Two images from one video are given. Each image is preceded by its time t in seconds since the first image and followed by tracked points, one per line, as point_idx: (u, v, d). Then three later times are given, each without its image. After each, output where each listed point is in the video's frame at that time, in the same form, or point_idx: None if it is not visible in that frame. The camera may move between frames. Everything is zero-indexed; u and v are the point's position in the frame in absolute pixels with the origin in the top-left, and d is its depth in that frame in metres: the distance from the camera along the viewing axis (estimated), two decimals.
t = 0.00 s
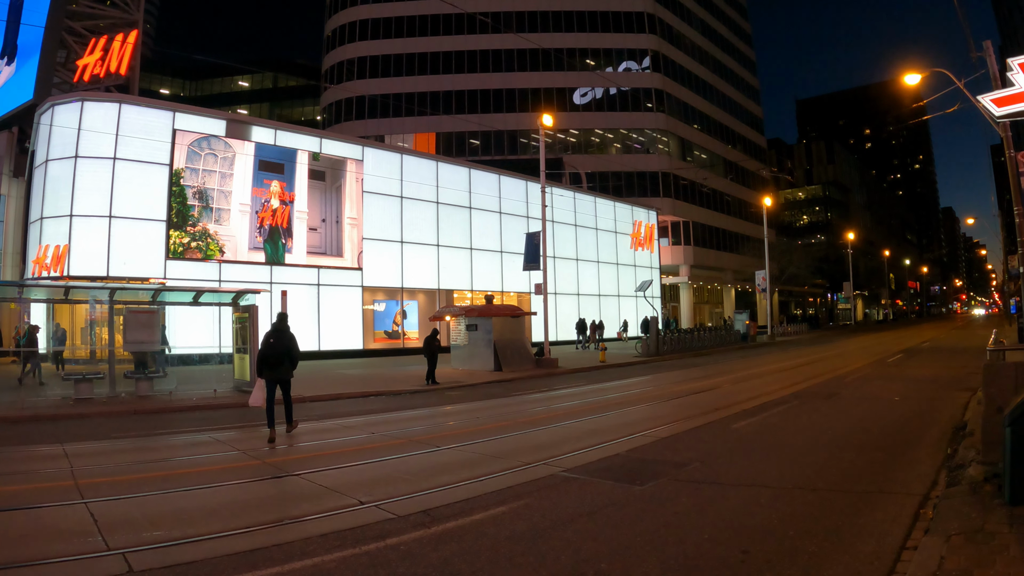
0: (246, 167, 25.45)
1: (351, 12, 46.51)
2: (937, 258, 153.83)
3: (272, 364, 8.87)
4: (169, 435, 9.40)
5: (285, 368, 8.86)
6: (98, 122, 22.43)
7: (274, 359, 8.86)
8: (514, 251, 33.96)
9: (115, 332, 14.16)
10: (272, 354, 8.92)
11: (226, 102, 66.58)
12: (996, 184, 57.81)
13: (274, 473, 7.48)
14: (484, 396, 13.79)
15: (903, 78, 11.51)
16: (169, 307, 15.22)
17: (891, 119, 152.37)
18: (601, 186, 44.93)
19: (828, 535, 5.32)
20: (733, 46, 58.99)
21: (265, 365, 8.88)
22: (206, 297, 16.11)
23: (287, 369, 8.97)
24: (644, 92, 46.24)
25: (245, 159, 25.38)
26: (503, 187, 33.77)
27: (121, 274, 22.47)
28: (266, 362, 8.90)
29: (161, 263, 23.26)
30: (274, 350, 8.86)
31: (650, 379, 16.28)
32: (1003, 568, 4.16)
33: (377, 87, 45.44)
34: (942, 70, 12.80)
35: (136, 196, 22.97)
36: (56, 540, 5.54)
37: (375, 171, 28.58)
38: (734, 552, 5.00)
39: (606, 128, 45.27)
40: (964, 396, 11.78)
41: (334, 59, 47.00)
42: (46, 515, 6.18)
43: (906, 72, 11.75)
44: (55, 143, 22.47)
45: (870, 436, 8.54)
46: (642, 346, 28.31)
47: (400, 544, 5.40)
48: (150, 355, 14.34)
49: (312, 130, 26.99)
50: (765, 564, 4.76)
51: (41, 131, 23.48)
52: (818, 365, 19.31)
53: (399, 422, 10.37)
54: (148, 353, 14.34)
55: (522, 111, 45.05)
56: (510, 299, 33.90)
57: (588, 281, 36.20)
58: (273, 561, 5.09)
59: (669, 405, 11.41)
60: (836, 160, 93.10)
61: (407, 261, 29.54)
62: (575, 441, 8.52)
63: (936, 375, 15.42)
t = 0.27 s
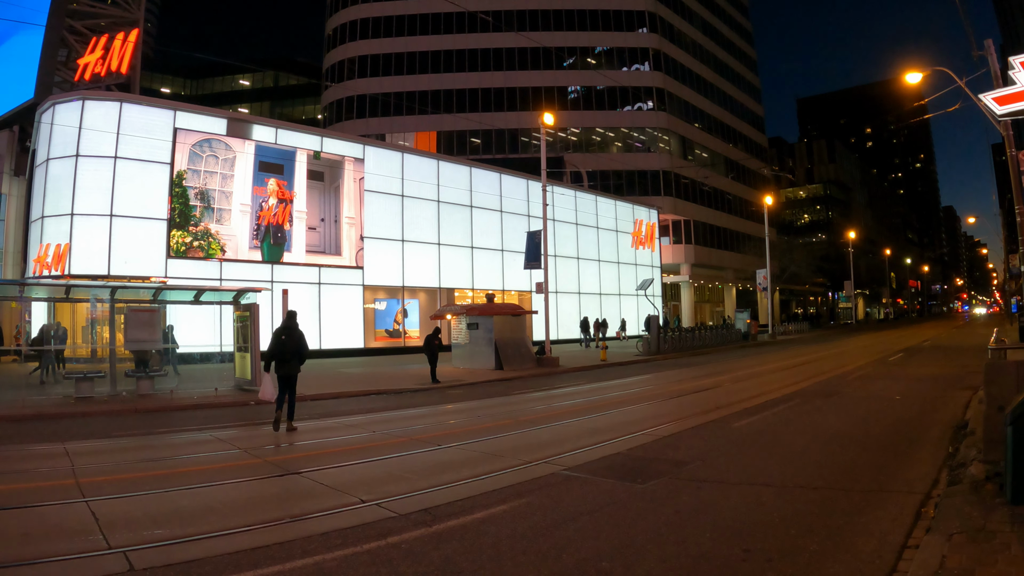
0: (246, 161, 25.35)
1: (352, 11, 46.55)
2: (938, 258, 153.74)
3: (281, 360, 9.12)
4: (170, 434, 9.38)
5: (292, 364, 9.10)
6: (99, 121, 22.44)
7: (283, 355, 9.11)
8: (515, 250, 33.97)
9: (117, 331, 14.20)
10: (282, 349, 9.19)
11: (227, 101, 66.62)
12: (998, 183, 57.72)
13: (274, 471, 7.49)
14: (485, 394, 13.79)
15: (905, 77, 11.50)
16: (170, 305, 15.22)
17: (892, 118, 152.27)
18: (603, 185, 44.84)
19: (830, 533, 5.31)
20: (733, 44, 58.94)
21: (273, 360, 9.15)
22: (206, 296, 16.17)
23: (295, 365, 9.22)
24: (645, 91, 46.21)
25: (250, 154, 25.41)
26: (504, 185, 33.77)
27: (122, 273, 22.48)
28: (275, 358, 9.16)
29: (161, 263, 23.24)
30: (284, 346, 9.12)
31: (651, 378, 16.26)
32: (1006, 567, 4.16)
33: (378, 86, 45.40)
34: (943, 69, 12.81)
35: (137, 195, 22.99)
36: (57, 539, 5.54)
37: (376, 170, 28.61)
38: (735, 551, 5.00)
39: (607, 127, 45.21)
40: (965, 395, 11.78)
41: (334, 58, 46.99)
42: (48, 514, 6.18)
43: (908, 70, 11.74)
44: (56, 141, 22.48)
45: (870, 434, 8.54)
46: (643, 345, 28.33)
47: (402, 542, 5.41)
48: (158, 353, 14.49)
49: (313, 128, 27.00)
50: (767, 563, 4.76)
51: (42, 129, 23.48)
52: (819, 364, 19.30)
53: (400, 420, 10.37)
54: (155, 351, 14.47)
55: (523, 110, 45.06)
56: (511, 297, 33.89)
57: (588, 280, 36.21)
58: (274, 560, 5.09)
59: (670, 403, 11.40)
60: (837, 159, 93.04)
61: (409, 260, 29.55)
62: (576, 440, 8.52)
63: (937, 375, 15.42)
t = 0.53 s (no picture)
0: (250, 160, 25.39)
1: (354, 9, 46.55)
2: (939, 257, 153.79)
3: (290, 356, 9.32)
4: (171, 432, 9.37)
5: (300, 361, 9.32)
6: (100, 119, 22.44)
7: (293, 353, 9.33)
8: (516, 248, 33.98)
9: (118, 329, 14.24)
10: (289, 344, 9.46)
11: (228, 99, 66.64)
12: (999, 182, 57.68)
13: (275, 470, 7.48)
14: (487, 392, 13.79)
15: (907, 76, 11.51)
16: (172, 304, 15.27)
17: (893, 118, 152.23)
18: (604, 183, 44.81)
19: (832, 532, 5.32)
20: (735, 43, 58.88)
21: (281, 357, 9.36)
22: (207, 294, 16.21)
23: (302, 362, 9.44)
24: (647, 90, 46.24)
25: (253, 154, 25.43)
26: (505, 183, 33.76)
27: (123, 271, 22.47)
28: (284, 355, 9.37)
29: (162, 261, 23.24)
30: (292, 343, 9.36)
31: (653, 377, 16.26)
32: (1008, 566, 4.16)
33: (380, 84, 45.39)
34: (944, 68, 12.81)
35: (138, 193, 22.99)
36: (57, 537, 5.55)
37: (377, 168, 28.64)
38: (736, 550, 5.00)
39: (608, 125, 45.19)
40: (966, 394, 11.78)
41: (336, 56, 47.00)
42: (48, 511, 6.18)
43: (909, 69, 11.73)
44: (57, 139, 22.50)
45: (872, 433, 8.54)
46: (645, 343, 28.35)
47: (402, 541, 5.40)
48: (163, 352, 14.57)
49: (314, 127, 27.03)
50: (770, 562, 4.75)
51: (44, 127, 23.51)
52: (820, 363, 19.29)
53: (401, 419, 10.36)
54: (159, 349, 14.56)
55: (525, 108, 45.12)
56: (512, 296, 33.92)
57: (590, 279, 36.22)
58: (273, 558, 5.08)
59: (671, 402, 11.40)
60: (839, 158, 93.07)
61: (410, 258, 29.56)
62: (577, 438, 8.52)
63: (938, 374, 15.41)
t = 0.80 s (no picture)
0: (258, 162, 25.60)
1: (355, 7, 46.54)
2: (941, 257, 153.69)
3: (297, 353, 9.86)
4: (172, 430, 9.36)
5: (307, 357, 9.84)
6: (102, 117, 22.45)
7: (299, 350, 9.85)
8: (519, 246, 33.99)
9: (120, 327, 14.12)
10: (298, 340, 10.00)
11: (230, 98, 66.66)
12: (1002, 181, 57.58)
13: (276, 468, 7.47)
14: (488, 391, 13.80)
15: (910, 74, 11.48)
16: (173, 301, 15.25)
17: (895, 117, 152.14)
18: (606, 182, 44.81)
19: (836, 532, 5.30)
20: (737, 41, 58.87)
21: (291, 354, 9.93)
22: (209, 292, 16.16)
23: (309, 357, 9.97)
24: (649, 88, 46.27)
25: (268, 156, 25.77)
26: (507, 182, 33.75)
27: (125, 269, 22.49)
28: (291, 353, 9.91)
29: (164, 259, 23.26)
30: (299, 341, 9.85)
31: (655, 375, 16.26)
32: (1014, 566, 4.14)
33: (382, 82, 45.36)
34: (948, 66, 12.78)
35: (140, 192, 22.98)
36: (57, 535, 5.54)
37: (378, 166, 28.64)
38: (740, 549, 4.99)
39: (610, 124, 45.24)
40: (969, 393, 11.75)
41: (338, 54, 47.01)
42: (49, 510, 6.19)
43: (913, 67, 11.70)
44: (59, 137, 22.50)
45: (876, 432, 8.52)
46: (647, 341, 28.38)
47: (404, 540, 5.39)
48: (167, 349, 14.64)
49: (316, 125, 27.02)
50: (774, 561, 4.74)
51: (45, 126, 23.53)
52: (822, 362, 19.28)
53: (403, 417, 10.35)
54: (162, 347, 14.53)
55: (527, 106, 45.18)
56: (514, 294, 33.94)
57: (592, 276, 36.21)
58: (274, 557, 5.06)
59: (673, 401, 11.39)
60: (841, 157, 93.05)
61: (412, 256, 29.56)
62: (580, 437, 8.52)
63: (941, 372, 15.38)
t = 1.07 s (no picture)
0: (261, 161, 25.48)
1: (359, 6, 46.57)
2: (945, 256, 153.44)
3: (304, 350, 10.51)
4: (176, 429, 9.35)
5: (316, 355, 10.49)
6: (106, 116, 22.47)
7: (306, 348, 10.49)
8: (523, 245, 33.97)
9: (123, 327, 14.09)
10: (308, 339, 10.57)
11: (235, 97, 66.75)
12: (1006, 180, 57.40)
13: (279, 467, 7.46)
14: (493, 390, 13.80)
15: (916, 72, 11.45)
16: (177, 301, 15.21)
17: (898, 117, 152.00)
18: (610, 180, 45.01)
19: (843, 533, 5.28)
20: (741, 40, 58.86)
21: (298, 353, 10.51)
22: (212, 291, 16.15)
23: (318, 356, 10.58)
24: (653, 87, 46.28)
25: (272, 155, 25.69)
26: (512, 180, 33.71)
27: (129, 267, 22.49)
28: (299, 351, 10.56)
29: (168, 258, 23.28)
30: (307, 338, 10.50)
31: (659, 374, 16.23)
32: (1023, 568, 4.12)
33: (387, 81, 45.36)
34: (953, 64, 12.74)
35: (143, 190, 22.98)
36: (59, 535, 5.53)
37: (382, 165, 28.65)
38: (746, 551, 4.96)
39: (614, 122, 45.33)
40: (976, 392, 11.71)
41: (342, 53, 47.06)
42: (51, 510, 6.19)
43: (919, 65, 11.67)
44: (62, 136, 22.49)
45: (882, 432, 8.49)
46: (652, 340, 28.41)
47: (407, 540, 5.37)
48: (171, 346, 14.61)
49: (320, 123, 26.95)
50: (780, 562, 4.72)
51: (48, 124, 23.51)
52: (827, 361, 19.24)
53: (407, 416, 10.33)
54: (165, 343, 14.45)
55: (531, 105, 45.25)
56: (518, 293, 33.95)
57: (596, 275, 36.19)
58: (276, 558, 5.05)
59: (678, 400, 11.37)
60: (845, 156, 92.99)
61: (416, 255, 29.58)
62: (584, 436, 8.50)
63: (947, 371, 15.33)
